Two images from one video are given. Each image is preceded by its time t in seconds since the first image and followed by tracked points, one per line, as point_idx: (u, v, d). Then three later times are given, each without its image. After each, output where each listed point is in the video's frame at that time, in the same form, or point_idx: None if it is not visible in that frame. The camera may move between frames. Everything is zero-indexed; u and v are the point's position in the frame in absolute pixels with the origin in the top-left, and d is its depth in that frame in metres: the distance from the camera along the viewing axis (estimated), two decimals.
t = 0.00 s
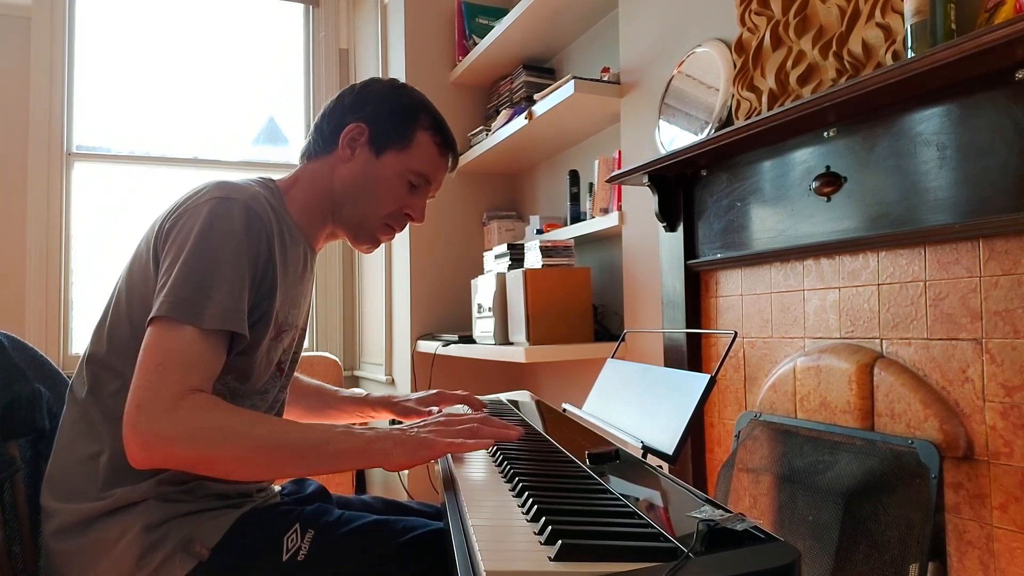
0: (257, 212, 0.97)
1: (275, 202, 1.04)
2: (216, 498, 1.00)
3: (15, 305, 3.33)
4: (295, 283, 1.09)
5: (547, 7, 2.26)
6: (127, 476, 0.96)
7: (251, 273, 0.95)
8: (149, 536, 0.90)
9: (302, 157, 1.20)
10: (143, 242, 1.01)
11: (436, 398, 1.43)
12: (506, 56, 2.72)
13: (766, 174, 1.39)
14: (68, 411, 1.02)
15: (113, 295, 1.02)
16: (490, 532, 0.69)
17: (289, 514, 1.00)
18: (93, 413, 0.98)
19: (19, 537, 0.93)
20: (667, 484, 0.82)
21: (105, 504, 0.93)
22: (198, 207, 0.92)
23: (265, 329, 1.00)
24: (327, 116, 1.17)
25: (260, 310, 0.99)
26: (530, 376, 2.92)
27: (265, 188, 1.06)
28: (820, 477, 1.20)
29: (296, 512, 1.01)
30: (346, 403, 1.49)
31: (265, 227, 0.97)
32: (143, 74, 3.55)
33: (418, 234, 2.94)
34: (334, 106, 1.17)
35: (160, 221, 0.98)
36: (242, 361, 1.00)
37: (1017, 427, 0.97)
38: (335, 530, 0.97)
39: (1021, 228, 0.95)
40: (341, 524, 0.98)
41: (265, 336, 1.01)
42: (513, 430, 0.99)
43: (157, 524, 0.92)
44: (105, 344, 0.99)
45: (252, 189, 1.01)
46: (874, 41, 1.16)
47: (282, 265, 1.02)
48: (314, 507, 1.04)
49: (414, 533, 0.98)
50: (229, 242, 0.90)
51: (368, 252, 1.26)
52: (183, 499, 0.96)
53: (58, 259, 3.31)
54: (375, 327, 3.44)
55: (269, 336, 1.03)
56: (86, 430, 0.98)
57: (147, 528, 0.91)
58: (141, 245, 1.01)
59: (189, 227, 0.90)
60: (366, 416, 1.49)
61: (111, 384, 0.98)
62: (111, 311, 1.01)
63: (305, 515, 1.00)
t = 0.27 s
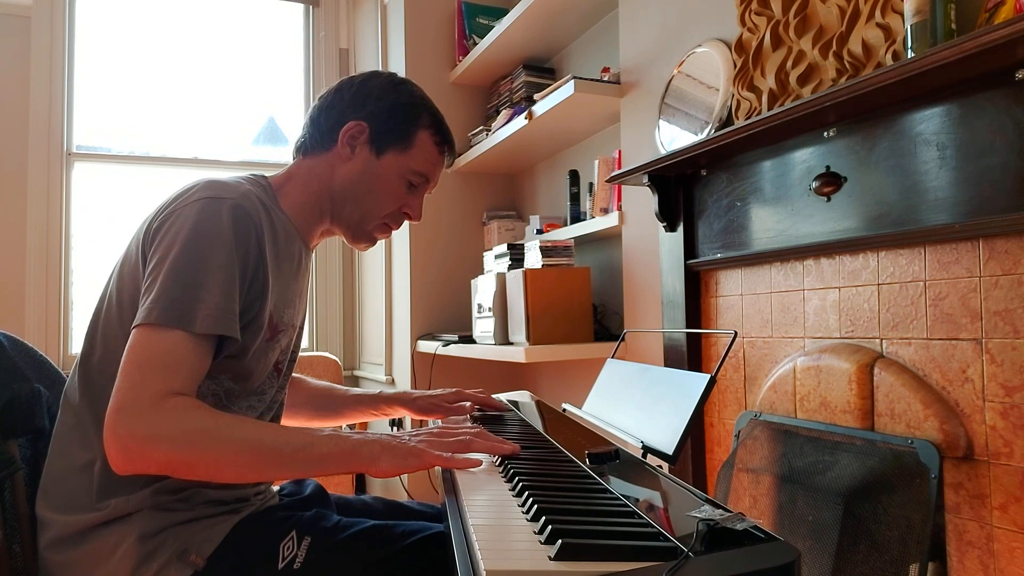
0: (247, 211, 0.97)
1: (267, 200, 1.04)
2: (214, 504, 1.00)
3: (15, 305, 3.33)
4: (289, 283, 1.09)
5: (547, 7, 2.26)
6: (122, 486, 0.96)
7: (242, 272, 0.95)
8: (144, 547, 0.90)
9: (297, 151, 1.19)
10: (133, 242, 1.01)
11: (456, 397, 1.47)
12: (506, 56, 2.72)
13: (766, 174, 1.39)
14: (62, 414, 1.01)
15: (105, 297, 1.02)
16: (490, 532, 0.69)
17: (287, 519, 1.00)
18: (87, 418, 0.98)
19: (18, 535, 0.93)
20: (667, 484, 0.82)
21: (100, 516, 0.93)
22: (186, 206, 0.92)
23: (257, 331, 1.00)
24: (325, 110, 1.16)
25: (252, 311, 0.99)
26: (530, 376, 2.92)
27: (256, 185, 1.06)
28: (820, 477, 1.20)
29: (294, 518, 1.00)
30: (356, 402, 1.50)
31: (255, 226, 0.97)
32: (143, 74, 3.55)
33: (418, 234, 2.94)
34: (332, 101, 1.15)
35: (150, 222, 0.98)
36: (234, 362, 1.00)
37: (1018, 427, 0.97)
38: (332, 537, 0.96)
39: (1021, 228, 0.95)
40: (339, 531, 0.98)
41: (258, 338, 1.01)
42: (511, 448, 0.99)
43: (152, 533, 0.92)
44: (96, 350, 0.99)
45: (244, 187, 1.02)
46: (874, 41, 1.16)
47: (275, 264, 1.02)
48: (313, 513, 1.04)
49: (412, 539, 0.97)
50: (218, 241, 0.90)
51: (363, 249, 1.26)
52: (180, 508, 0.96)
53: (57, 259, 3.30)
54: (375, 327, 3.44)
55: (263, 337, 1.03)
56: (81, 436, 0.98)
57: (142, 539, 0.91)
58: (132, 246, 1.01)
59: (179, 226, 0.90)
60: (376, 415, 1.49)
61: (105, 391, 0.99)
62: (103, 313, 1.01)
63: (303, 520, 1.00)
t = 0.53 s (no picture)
0: (243, 211, 0.97)
1: (262, 199, 1.05)
2: (214, 506, 1.00)
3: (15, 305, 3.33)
4: (287, 282, 1.09)
5: (547, 7, 2.26)
6: (120, 489, 0.96)
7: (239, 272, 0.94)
8: (144, 549, 0.91)
9: (293, 147, 1.18)
10: (130, 243, 1.01)
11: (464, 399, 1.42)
12: (506, 56, 2.72)
13: (766, 174, 1.39)
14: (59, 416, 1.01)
15: (101, 298, 1.02)
16: (490, 532, 0.69)
17: (288, 520, 1.00)
18: (84, 420, 0.98)
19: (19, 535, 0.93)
20: (667, 484, 0.82)
21: (99, 519, 0.93)
22: (182, 207, 0.92)
23: (256, 332, 1.00)
24: (322, 104, 1.15)
25: (251, 310, 0.99)
26: (530, 376, 2.92)
27: (251, 183, 1.06)
28: (820, 477, 1.20)
29: (294, 519, 1.00)
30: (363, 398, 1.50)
31: (251, 226, 0.97)
32: (143, 74, 3.55)
33: (418, 234, 2.94)
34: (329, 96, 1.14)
35: (146, 223, 0.98)
36: (235, 364, 1.00)
37: (1017, 427, 0.97)
38: (332, 538, 0.96)
39: (1021, 228, 0.95)
40: (339, 531, 0.98)
41: (258, 338, 1.01)
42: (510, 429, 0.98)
43: (151, 536, 0.92)
44: (93, 353, 0.99)
45: (239, 186, 1.01)
46: (874, 41, 1.16)
47: (273, 264, 1.02)
48: (313, 513, 1.04)
49: (411, 540, 0.98)
50: (214, 241, 0.90)
51: (359, 245, 1.27)
52: (179, 510, 0.96)
53: (57, 259, 3.30)
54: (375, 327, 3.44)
55: (262, 337, 1.03)
56: (78, 440, 0.98)
57: (141, 542, 0.91)
58: (128, 247, 1.01)
59: (175, 226, 0.90)
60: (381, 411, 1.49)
61: (103, 393, 0.99)
62: (99, 316, 1.01)
63: (303, 521, 1.00)
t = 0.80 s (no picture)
0: (246, 211, 0.97)
1: (264, 199, 1.05)
2: (215, 503, 1.00)
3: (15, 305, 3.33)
4: (289, 282, 1.09)
5: (547, 7, 2.26)
6: (124, 483, 0.96)
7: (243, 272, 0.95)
8: (147, 542, 0.91)
9: (291, 146, 1.16)
10: (131, 244, 1.01)
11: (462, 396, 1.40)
12: (506, 56, 2.72)
13: (766, 174, 1.39)
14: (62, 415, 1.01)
15: (103, 299, 1.02)
16: (490, 532, 0.69)
17: (289, 518, 1.00)
18: (84, 418, 0.98)
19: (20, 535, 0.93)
20: (667, 484, 0.82)
21: (101, 512, 0.93)
22: (186, 208, 0.92)
23: (263, 330, 1.01)
24: (323, 104, 1.14)
25: (255, 311, 0.99)
26: (530, 377, 2.92)
27: (251, 184, 1.06)
28: (820, 477, 1.20)
29: (295, 517, 1.00)
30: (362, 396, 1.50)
31: (254, 226, 0.97)
32: (143, 74, 3.55)
33: (418, 234, 2.94)
34: (330, 96, 1.13)
35: (148, 223, 0.98)
36: (243, 364, 1.01)
37: (1017, 427, 0.97)
38: (332, 536, 0.96)
39: (1021, 228, 0.95)
40: (339, 530, 0.98)
41: (264, 337, 1.02)
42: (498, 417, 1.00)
43: (155, 529, 0.92)
44: (94, 354, 0.99)
45: (241, 187, 1.02)
46: (874, 41, 1.16)
47: (276, 264, 1.02)
48: (313, 512, 1.04)
49: (411, 539, 0.98)
50: (218, 241, 0.90)
51: (357, 244, 1.28)
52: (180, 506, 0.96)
53: (58, 259, 3.30)
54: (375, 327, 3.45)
55: (268, 336, 1.03)
56: (80, 437, 0.98)
57: (145, 534, 0.91)
58: (129, 247, 1.01)
59: (179, 229, 0.90)
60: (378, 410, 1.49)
61: (104, 391, 0.98)
62: (101, 320, 1.00)
63: (304, 519, 1.00)
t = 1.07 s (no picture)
0: (248, 211, 0.97)
1: (265, 199, 1.05)
2: (215, 499, 1.00)
3: (16, 305, 3.33)
4: (290, 281, 1.09)
5: (547, 7, 2.26)
6: (125, 478, 0.96)
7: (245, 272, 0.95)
8: (148, 537, 0.91)
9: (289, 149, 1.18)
10: (133, 245, 1.01)
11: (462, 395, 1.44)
12: (506, 56, 2.72)
13: (766, 174, 1.39)
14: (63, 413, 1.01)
15: (105, 300, 1.02)
16: (490, 532, 0.69)
17: (288, 516, 1.00)
18: (84, 416, 0.98)
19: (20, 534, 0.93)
20: (667, 484, 0.82)
21: (102, 506, 0.93)
22: (188, 208, 0.92)
23: (264, 329, 1.01)
24: (318, 105, 1.15)
25: (257, 310, 0.99)
26: (530, 377, 2.92)
27: (251, 183, 1.07)
28: (819, 477, 1.20)
29: (295, 515, 1.00)
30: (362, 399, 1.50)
31: (256, 226, 0.97)
32: (143, 74, 3.56)
33: (418, 234, 2.94)
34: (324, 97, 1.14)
35: (150, 223, 0.98)
36: (245, 362, 1.01)
37: (1017, 427, 0.97)
38: (332, 533, 0.96)
39: (1021, 228, 0.96)
40: (339, 527, 0.98)
41: (265, 336, 1.02)
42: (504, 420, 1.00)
43: (155, 524, 0.92)
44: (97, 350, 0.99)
45: (242, 187, 1.02)
46: (874, 41, 1.16)
47: (278, 264, 1.03)
48: (313, 509, 1.04)
49: (411, 536, 0.98)
50: (219, 241, 0.90)
51: (358, 244, 1.27)
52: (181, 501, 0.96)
53: (57, 259, 3.30)
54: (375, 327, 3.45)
55: (269, 335, 1.03)
56: (80, 433, 0.98)
57: (145, 529, 0.91)
58: (131, 247, 1.01)
59: (182, 229, 0.90)
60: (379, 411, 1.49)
61: (105, 387, 0.98)
62: (102, 320, 1.01)
63: (304, 517, 1.00)
